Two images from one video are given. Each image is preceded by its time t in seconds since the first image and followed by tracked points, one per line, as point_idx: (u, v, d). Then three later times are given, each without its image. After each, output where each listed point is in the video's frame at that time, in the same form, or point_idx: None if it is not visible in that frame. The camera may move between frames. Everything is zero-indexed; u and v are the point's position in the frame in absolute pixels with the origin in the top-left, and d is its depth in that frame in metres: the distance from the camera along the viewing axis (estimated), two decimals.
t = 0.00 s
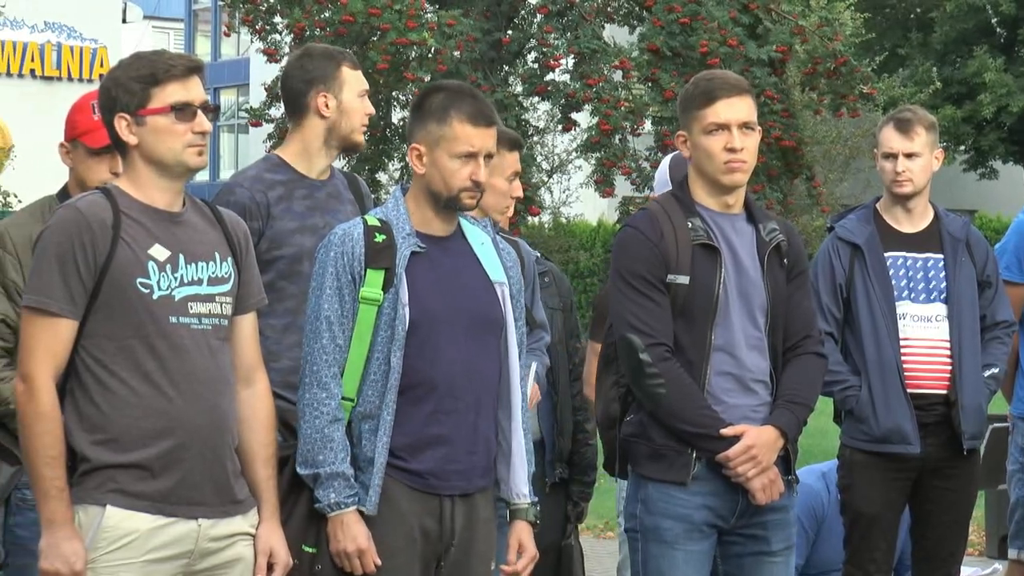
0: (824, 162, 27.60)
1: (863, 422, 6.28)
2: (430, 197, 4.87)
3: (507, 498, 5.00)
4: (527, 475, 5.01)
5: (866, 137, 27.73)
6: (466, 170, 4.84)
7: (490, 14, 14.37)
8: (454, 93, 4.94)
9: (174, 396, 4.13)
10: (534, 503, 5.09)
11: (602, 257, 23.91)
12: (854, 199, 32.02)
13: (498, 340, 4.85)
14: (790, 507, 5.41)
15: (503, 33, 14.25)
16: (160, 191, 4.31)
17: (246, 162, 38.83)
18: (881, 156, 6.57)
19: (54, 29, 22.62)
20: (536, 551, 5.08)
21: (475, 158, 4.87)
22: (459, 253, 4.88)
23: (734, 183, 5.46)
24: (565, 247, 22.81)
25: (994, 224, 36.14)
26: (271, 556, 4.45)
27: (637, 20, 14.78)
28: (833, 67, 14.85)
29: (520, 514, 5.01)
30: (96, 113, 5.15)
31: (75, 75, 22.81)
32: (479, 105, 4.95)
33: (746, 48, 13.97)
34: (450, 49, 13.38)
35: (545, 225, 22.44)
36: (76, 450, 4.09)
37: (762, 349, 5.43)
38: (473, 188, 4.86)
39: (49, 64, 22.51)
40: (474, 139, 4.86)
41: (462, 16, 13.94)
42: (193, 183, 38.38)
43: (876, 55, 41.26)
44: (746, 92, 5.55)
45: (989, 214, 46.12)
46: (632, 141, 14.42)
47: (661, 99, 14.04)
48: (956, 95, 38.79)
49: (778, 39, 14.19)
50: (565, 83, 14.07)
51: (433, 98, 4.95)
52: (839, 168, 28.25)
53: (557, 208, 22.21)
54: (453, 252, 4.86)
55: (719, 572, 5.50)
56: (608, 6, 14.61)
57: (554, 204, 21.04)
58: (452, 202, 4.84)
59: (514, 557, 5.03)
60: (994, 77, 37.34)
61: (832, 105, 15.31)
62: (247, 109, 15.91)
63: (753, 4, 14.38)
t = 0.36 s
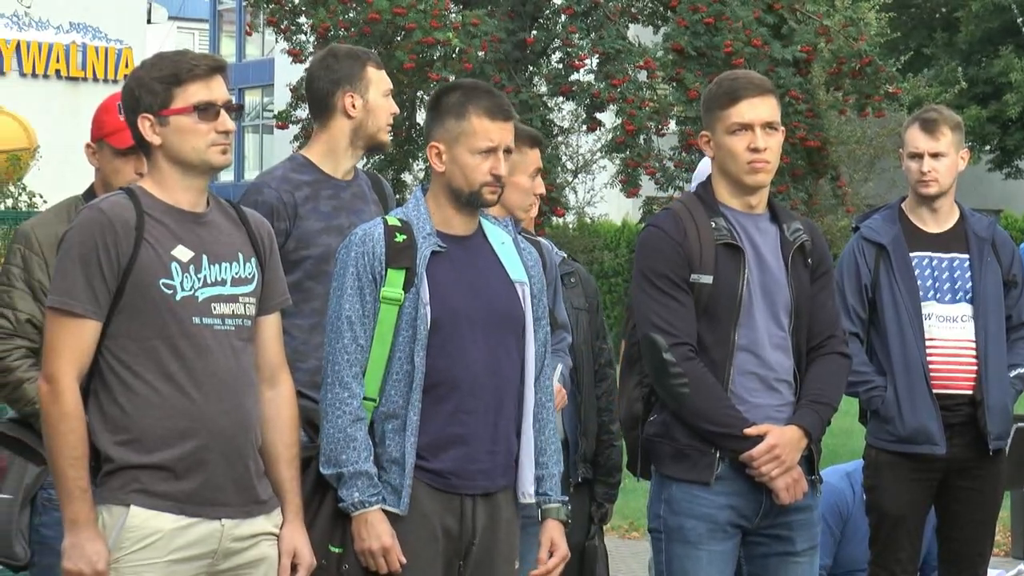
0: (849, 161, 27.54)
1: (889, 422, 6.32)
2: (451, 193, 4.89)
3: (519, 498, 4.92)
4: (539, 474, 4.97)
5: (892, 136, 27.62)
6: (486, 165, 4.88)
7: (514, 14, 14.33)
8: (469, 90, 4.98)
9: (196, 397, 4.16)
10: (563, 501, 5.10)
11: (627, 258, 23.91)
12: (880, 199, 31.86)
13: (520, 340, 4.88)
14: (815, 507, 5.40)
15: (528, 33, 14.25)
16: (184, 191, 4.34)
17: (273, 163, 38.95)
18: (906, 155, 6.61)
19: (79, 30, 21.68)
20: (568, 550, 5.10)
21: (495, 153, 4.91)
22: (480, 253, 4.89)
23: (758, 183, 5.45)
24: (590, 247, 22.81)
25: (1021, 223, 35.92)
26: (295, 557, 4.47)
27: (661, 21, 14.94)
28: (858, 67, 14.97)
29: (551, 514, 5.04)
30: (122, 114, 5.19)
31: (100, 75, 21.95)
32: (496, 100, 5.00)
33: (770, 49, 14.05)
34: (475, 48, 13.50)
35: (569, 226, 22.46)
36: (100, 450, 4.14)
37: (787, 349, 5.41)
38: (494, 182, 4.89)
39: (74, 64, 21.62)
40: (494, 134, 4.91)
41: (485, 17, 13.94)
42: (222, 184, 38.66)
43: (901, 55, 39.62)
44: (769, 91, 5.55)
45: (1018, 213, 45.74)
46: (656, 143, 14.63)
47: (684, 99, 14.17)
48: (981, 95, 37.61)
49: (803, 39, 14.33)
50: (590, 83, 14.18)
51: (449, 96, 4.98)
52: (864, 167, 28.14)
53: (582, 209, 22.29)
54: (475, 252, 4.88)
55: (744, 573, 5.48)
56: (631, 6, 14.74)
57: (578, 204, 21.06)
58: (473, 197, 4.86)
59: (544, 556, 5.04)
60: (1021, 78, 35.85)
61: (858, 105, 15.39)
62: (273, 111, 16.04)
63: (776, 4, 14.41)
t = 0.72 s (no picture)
0: (877, 160, 27.41)
1: (918, 422, 6.30)
2: (479, 192, 4.91)
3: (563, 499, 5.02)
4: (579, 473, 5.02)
5: (921, 135, 27.47)
6: (514, 164, 4.89)
7: (543, 14, 14.39)
8: (494, 90, 4.98)
9: (224, 397, 4.19)
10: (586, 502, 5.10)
11: (654, 257, 23.89)
12: (909, 198, 31.66)
13: (547, 340, 4.89)
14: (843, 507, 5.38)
15: (557, 33, 14.31)
16: (215, 191, 4.37)
17: (302, 163, 39.07)
18: (936, 156, 6.60)
19: (107, 30, 25.27)
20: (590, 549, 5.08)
21: (523, 150, 4.92)
22: (508, 253, 4.90)
23: (786, 182, 5.44)
24: (617, 246, 22.80)
25: None
26: (322, 556, 4.52)
27: (689, 20, 14.94)
28: (887, 68, 14.89)
29: (572, 514, 5.02)
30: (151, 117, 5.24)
31: (128, 77, 25.72)
32: (521, 98, 5.01)
33: (799, 49, 14.10)
34: (503, 47, 13.51)
35: (596, 225, 22.45)
36: (128, 450, 4.18)
37: (815, 349, 5.39)
38: (522, 179, 4.90)
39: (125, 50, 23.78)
40: (521, 132, 4.92)
41: (514, 17, 13.94)
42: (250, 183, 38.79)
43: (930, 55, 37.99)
44: (797, 91, 5.54)
45: None
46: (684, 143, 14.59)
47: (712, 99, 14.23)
48: (1010, 94, 36.38)
49: (832, 39, 14.33)
50: (618, 83, 14.11)
51: (474, 96, 4.99)
52: (893, 167, 27.99)
53: (610, 208, 22.32)
54: (502, 252, 4.89)
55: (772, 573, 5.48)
56: (660, 6, 14.68)
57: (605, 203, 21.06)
58: (502, 196, 4.88)
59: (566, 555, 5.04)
60: None
61: (887, 105, 15.26)
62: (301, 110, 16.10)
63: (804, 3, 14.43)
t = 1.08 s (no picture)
0: (905, 161, 27.32)
1: (946, 423, 6.28)
2: (507, 192, 4.90)
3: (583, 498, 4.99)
4: (601, 472, 4.98)
5: (949, 135, 27.36)
6: (543, 164, 4.88)
7: (570, 14, 14.44)
8: (521, 90, 4.98)
9: (251, 398, 4.20)
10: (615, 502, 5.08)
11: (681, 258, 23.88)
12: (938, 199, 31.48)
13: (575, 342, 4.88)
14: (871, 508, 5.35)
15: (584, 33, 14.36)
16: (241, 191, 4.38)
17: (329, 163, 39.21)
18: (964, 155, 6.56)
19: (136, 30, 26.55)
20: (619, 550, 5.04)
21: (551, 151, 4.92)
22: (535, 254, 4.90)
23: (814, 183, 5.42)
24: (644, 247, 22.80)
25: None
26: (350, 557, 4.52)
27: (717, 20, 14.89)
28: (915, 67, 14.77)
29: (599, 514, 5.01)
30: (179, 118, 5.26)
31: (158, 76, 26.87)
32: (549, 98, 5.00)
33: (827, 48, 14.06)
34: (531, 46, 13.56)
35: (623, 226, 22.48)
36: (156, 450, 4.20)
37: (843, 349, 5.36)
38: (551, 180, 4.90)
39: (132, 64, 26.52)
40: (549, 133, 4.92)
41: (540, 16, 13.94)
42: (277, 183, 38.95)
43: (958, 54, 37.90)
44: (825, 91, 5.51)
45: None
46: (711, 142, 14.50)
47: (740, 98, 14.21)
48: None
49: (860, 39, 14.30)
50: (645, 83, 14.08)
51: (502, 97, 4.99)
52: (920, 167, 27.87)
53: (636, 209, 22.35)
54: (530, 252, 4.89)
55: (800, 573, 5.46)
56: (687, 6, 14.67)
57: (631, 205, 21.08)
58: (530, 197, 4.87)
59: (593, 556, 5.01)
60: None
61: (915, 105, 15.09)
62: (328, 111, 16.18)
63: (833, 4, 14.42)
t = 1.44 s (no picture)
0: (935, 160, 27.20)
1: (976, 422, 6.25)
2: (537, 192, 4.89)
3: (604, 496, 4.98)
4: (625, 471, 4.98)
5: (978, 134, 27.22)
6: (573, 164, 4.87)
7: (598, 14, 14.43)
8: (551, 90, 4.97)
9: (280, 397, 4.20)
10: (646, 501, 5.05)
11: (709, 256, 23.87)
12: (967, 198, 31.26)
13: (605, 341, 4.87)
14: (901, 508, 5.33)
15: (613, 32, 14.42)
16: (271, 191, 4.38)
17: (357, 162, 39.33)
18: (995, 155, 6.52)
19: (163, 30, 27.22)
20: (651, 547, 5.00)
21: (581, 150, 4.90)
22: (565, 253, 4.89)
23: (845, 182, 5.39)
24: (672, 246, 22.80)
25: None
26: (377, 556, 4.51)
27: (745, 19, 14.87)
28: (944, 66, 14.59)
29: (632, 512, 4.98)
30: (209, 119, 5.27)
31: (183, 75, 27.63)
32: (579, 98, 4.99)
33: (855, 46, 13.99)
34: (559, 47, 13.62)
35: (651, 225, 22.48)
36: (184, 449, 4.21)
37: (874, 349, 5.33)
38: (580, 179, 4.88)
39: (158, 65, 27.20)
40: (579, 132, 4.91)
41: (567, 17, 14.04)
42: (305, 183, 39.10)
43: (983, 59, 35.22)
44: (857, 90, 5.49)
45: None
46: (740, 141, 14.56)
47: (768, 98, 14.21)
48: None
49: (888, 38, 14.25)
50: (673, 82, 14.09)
51: (532, 96, 4.99)
52: (949, 165, 27.72)
53: (664, 209, 22.35)
54: (561, 251, 4.89)
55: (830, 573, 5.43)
56: (715, 5, 14.69)
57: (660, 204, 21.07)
58: (560, 196, 4.86)
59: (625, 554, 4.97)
60: None
61: (944, 104, 14.99)
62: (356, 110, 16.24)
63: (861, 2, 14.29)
